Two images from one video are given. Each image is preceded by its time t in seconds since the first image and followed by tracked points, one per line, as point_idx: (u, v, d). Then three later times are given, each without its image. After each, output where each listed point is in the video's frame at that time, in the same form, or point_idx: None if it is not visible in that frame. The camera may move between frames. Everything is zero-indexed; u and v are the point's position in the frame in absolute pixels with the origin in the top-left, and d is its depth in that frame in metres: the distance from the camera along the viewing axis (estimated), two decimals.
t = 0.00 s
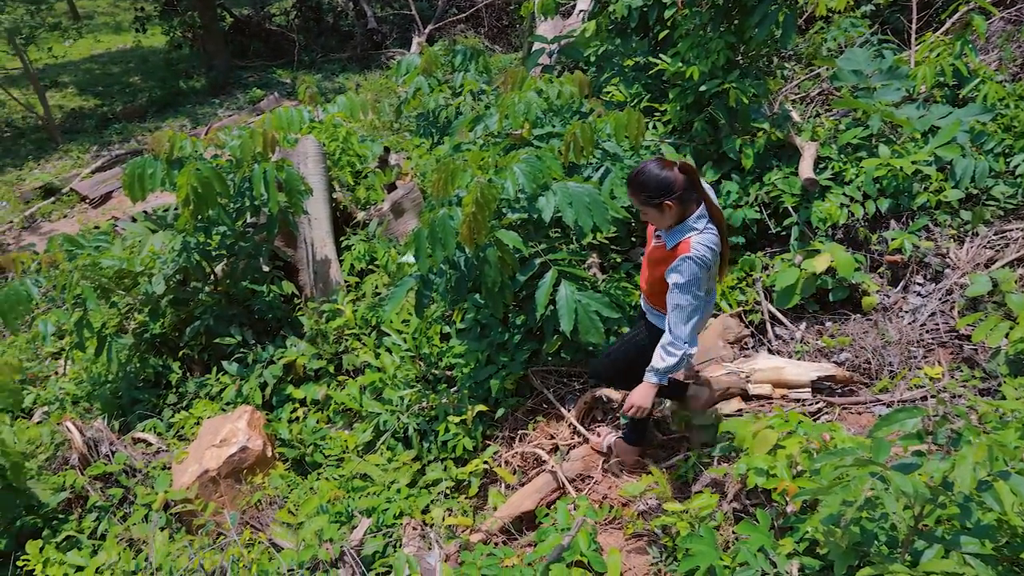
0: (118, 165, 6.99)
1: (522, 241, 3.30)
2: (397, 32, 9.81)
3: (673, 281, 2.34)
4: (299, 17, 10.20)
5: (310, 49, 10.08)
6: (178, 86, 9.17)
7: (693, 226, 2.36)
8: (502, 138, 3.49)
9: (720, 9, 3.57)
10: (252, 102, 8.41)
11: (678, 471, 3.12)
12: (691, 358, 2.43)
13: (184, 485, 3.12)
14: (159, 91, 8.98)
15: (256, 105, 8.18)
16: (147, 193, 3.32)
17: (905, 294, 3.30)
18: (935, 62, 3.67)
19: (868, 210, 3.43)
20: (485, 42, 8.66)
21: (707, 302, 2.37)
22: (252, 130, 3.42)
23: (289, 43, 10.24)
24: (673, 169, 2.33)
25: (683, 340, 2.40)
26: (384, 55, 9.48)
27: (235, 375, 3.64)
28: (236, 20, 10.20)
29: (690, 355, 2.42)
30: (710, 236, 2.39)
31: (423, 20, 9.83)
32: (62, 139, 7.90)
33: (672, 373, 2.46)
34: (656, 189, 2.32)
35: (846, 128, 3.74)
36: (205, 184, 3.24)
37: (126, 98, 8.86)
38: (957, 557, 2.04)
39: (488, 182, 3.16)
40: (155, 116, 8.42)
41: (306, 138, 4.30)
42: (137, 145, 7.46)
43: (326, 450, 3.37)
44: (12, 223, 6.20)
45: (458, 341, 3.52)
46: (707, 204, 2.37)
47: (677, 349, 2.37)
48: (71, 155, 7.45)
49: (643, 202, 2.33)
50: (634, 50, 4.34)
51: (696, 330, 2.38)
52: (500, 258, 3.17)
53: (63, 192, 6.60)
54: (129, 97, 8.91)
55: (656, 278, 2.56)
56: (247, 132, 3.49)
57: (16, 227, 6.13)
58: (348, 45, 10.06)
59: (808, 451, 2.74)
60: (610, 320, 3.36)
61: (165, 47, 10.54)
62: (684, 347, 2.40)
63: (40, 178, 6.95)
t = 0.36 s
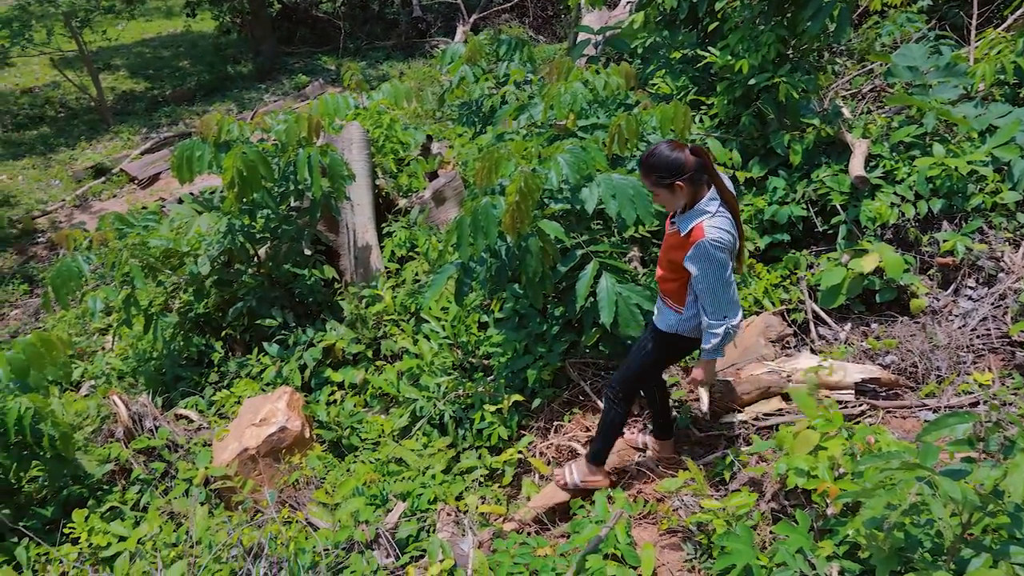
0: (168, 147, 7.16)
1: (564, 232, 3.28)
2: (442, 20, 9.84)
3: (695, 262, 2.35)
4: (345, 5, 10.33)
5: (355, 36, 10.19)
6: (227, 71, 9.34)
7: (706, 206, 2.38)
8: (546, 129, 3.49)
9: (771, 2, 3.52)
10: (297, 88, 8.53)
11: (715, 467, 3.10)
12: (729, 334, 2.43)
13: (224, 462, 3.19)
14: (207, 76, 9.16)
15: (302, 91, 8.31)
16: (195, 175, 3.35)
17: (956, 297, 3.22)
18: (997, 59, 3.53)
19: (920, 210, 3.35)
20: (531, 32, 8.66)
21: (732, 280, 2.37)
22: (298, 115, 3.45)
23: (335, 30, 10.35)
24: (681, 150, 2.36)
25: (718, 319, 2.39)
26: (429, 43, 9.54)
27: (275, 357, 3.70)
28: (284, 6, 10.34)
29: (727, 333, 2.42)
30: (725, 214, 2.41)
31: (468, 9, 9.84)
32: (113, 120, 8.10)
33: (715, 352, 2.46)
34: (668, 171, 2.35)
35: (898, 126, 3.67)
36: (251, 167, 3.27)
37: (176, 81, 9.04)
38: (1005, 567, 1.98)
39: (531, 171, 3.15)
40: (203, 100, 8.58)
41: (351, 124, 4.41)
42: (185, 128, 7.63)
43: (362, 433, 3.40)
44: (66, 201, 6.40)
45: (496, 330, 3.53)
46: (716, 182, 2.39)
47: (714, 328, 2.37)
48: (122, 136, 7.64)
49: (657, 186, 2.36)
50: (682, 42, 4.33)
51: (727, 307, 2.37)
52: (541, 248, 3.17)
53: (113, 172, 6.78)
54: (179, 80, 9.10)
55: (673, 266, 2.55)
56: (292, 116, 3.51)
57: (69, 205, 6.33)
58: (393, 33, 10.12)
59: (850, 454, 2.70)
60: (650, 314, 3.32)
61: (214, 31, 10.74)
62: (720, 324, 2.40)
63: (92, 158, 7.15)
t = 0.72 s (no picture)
0: (213, 130, 7.28)
1: (605, 225, 3.27)
2: (485, 11, 9.86)
3: (708, 253, 2.34)
4: None
5: (399, 24, 10.25)
6: (271, 56, 9.45)
7: (725, 198, 2.38)
8: (588, 121, 3.48)
9: None
10: (341, 75, 8.60)
11: (750, 467, 3.06)
12: (742, 330, 2.39)
13: (261, 442, 3.23)
14: (253, 61, 9.27)
15: (346, 78, 8.40)
16: (240, 160, 3.38)
17: (1005, 304, 3.15)
18: None
19: (970, 213, 3.28)
20: (576, 23, 8.65)
21: (746, 274, 2.33)
22: (341, 102, 3.48)
23: (380, 18, 10.42)
24: (701, 142, 2.37)
25: (731, 313, 2.36)
26: (472, 33, 9.59)
27: (313, 340, 3.76)
28: None
29: (740, 328, 2.38)
30: (745, 206, 2.38)
31: None
32: (161, 102, 8.26)
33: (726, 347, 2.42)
34: (684, 161, 2.36)
35: (951, 127, 3.60)
36: (295, 154, 3.28)
37: (222, 66, 9.19)
38: None
39: (573, 163, 3.14)
40: (247, 85, 8.70)
41: (394, 112, 4.38)
42: (230, 112, 7.75)
43: (396, 419, 3.43)
44: (114, 181, 6.56)
45: (532, 321, 3.55)
46: (738, 175, 2.39)
47: (724, 322, 2.34)
48: (169, 119, 7.78)
49: (673, 177, 2.38)
50: (728, 37, 4.31)
51: (740, 300, 2.34)
52: (582, 240, 3.15)
53: (159, 153, 6.91)
54: (224, 65, 9.24)
55: (693, 260, 2.54)
56: (336, 103, 3.53)
57: (117, 185, 6.48)
58: (436, 22, 10.16)
59: (892, 459, 2.62)
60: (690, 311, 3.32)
61: (260, 17, 10.87)
62: (732, 318, 2.36)
63: (139, 140, 7.31)
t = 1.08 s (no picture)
0: (252, 116, 7.38)
1: (641, 220, 3.25)
2: (525, 2, 9.89)
3: (714, 258, 2.33)
4: None
5: (438, 15, 10.30)
6: (312, 44, 9.54)
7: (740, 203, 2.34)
8: (627, 115, 3.48)
9: None
10: (380, 64, 8.66)
11: (782, 468, 3.01)
12: (743, 337, 2.38)
13: (293, 425, 3.27)
14: (294, 48, 9.38)
15: (384, 67, 8.45)
16: (280, 147, 3.43)
17: None
18: None
19: (1017, 217, 3.21)
20: (617, 16, 8.64)
21: (751, 282, 2.31)
22: (381, 91, 3.51)
23: (420, 8, 10.47)
24: (719, 145, 2.34)
25: (732, 320, 2.36)
26: (511, 25, 9.66)
27: (347, 326, 3.80)
28: None
29: (741, 335, 2.37)
30: (760, 212, 2.34)
31: None
32: (202, 88, 8.39)
33: (728, 353, 2.42)
34: (700, 163, 2.34)
35: (999, 129, 3.53)
36: (335, 142, 3.31)
37: (263, 53, 9.32)
38: None
39: (612, 156, 3.12)
40: (287, 72, 8.80)
41: (433, 102, 4.47)
42: (270, 98, 7.83)
43: (427, 407, 3.45)
44: (155, 164, 6.67)
45: (565, 314, 3.55)
46: (756, 181, 2.34)
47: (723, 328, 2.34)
48: (209, 104, 7.89)
49: (688, 178, 2.37)
50: (771, 33, 4.28)
51: (742, 307, 2.33)
52: (617, 234, 3.15)
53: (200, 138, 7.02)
54: (265, 53, 9.36)
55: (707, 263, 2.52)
56: (377, 93, 3.55)
57: (158, 168, 6.59)
58: (476, 12, 10.19)
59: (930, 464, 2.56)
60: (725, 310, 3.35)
61: (302, 5, 10.99)
62: (733, 324, 2.36)
63: (179, 124, 7.43)
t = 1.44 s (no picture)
0: (288, 106, 7.45)
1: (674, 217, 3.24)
2: None
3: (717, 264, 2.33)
4: None
5: (475, 9, 10.35)
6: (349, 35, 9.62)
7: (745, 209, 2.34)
8: (663, 112, 3.48)
9: None
10: (416, 56, 8.70)
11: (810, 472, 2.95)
12: (747, 343, 2.35)
13: (321, 413, 3.29)
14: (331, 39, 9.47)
15: (420, 60, 8.49)
16: (317, 136, 3.49)
17: None
18: None
19: None
20: (654, 12, 8.63)
21: (754, 288, 2.29)
22: (419, 85, 3.51)
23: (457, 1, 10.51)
24: (723, 151, 2.34)
25: (735, 325, 2.34)
26: (547, 20, 9.69)
27: (376, 317, 3.84)
28: None
29: (745, 341, 2.35)
30: (765, 218, 2.32)
31: None
32: (240, 76, 8.50)
33: (733, 359, 2.40)
34: (703, 170, 2.36)
35: None
36: (372, 134, 3.36)
37: (301, 43, 9.43)
38: None
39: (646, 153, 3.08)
40: (324, 63, 8.88)
41: (467, 95, 4.51)
42: (307, 89, 7.90)
43: (454, 399, 3.46)
44: (192, 151, 6.77)
45: (594, 311, 3.55)
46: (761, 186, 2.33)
47: (725, 333, 2.34)
48: (246, 93, 7.98)
49: (692, 184, 2.38)
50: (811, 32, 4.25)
51: (745, 314, 2.31)
52: (649, 232, 3.13)
53: (236, 126, 7.11)
54: (303, 43, 9.46)
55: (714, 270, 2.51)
56: (413, 87, 3.56)
57: (195, 155, 6.69)
58: (512, 7, 10.21)
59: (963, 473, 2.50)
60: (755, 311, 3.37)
61: None
62: (736, 330, 2.34)
63: (217, 112, 7.51)
